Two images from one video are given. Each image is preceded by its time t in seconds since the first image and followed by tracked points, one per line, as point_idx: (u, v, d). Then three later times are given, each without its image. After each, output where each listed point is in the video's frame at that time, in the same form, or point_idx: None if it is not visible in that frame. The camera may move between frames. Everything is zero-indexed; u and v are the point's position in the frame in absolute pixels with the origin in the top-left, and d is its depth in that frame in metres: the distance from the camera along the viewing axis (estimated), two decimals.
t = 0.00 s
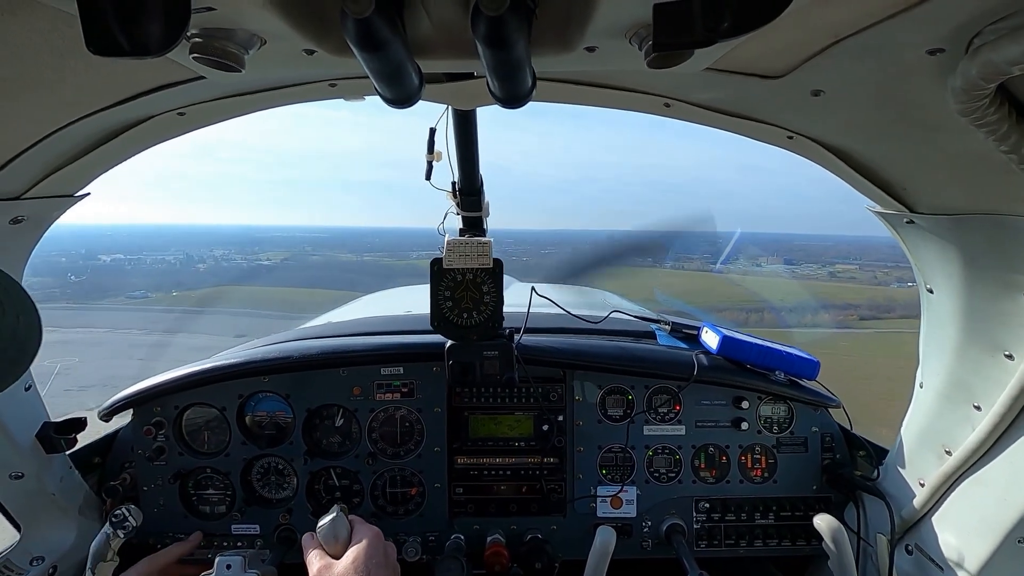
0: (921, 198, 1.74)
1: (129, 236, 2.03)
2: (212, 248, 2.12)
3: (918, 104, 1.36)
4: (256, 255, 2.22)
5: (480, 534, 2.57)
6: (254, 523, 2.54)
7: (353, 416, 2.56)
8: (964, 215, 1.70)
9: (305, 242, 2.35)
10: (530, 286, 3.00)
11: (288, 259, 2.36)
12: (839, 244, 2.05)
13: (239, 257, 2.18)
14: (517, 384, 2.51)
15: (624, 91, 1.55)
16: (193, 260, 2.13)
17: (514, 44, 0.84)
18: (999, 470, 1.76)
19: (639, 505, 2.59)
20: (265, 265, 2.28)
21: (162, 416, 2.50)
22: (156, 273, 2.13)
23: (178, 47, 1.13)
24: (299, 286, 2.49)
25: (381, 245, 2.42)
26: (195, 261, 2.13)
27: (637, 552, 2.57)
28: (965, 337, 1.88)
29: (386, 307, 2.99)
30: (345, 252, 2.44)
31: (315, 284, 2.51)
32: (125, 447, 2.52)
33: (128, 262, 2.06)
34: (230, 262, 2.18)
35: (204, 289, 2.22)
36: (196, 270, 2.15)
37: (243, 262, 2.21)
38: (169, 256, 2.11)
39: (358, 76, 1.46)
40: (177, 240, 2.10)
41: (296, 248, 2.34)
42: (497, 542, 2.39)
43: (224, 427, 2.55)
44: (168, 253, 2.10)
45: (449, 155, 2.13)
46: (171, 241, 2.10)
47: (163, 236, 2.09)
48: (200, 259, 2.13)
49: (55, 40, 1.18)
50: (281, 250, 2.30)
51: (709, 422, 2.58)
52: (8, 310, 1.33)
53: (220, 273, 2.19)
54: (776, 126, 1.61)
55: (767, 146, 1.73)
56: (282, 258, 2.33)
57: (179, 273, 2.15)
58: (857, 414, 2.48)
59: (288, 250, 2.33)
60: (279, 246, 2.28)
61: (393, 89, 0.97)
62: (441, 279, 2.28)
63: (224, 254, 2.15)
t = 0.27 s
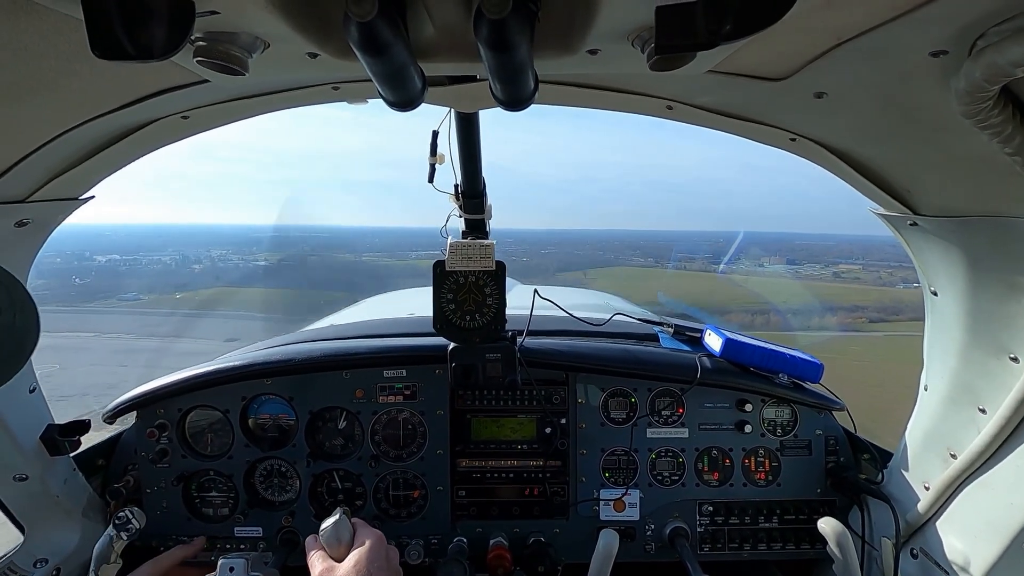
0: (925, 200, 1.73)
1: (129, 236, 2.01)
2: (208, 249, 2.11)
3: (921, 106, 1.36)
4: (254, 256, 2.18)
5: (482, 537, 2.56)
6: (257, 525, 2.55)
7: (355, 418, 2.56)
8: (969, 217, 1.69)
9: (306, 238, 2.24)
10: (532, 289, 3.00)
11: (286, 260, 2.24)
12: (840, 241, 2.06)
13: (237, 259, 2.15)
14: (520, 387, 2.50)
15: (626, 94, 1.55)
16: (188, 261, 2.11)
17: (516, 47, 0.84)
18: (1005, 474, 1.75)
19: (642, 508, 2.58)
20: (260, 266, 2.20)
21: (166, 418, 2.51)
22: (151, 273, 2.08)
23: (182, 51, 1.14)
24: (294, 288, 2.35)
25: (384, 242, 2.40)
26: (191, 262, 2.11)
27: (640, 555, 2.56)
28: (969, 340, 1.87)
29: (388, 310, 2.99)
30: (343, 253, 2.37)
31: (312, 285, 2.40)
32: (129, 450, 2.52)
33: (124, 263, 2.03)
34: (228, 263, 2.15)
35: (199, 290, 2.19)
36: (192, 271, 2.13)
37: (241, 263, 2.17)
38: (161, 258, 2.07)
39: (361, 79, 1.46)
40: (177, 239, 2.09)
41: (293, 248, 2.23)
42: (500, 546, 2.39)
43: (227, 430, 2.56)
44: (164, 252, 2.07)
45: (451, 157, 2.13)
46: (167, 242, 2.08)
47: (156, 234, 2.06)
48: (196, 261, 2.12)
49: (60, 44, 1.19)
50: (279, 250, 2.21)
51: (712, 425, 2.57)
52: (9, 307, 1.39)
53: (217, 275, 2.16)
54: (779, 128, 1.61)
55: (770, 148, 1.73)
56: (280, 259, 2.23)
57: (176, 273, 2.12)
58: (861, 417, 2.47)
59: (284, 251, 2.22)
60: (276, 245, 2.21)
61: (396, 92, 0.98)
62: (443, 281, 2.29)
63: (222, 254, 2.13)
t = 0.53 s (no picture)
0: (926, 203, 1.73)
1: (128, 236, 1.99)
2: (203, 249, 2.11)
3: (922, 108, 1.36)
4: (250, 256, 2.20)
5: (482, 539, 2.56)
6: (256, 526, 2.54)
7: (355, 420, 2.56)
8: (970, 220, 1.69)
9: (296, 241, 2.32)
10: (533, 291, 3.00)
11: (284, 260, 2.33)
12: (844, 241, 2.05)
13: (233, 258, 2.16)
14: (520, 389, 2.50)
15: (628, 96, 1.55)
16: (184, 262, 2.10)
17: (518, 49, 0.84)
18: (1006, 478, 1.74)
19: (642, 511, 2.58)
20: (258, 266, 2.25)
21: (166, 419, 2.51)
22: (142, 274, 2.05)
23: (184, 52, 1.14)
24: (291, 290, 2.44)
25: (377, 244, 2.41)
26: (188, 262, 2.11)
27: (640, 558, 2.56)
28: (970, 343, 1.87)
29: (389, 311, 2.99)
30: (341, 254, 2.43)
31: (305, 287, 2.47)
32: (129, 450, 2.52)
33: (120, 264, 1.98)
34: (225, 263, 2.15)
35: (195, 291, 2.17)
36: (187, 272, 2.12)
37: (239, 264, 2.18)
38: (154, 260, 2.05)
39: (362, 81, 1.47)
40: (173, 238, 2.08)
41: (290, 248, 2.31)
42: (500, 547, 2.39)
43: (227, 431, 2.56)
44: (160, 252, 2.06)
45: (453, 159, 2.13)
46: (164, 241, 2.06)
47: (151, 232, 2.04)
48: (192, 262, 2.11)
49: (63, 44, 1.19)
50: (275, 251, 2.26)
51: (712, 428, 2.57)
52: (11, 295, 1.20)
53: (214, 275, 2.16)
54: (780, 131, 1.61)
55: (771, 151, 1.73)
56: (277, 259, 2.29)
57: (166, 275, 2.09)
58: (862, 421, 2.46)
59: (283, 250, 2.31)
60: (272, 247, 2.25)
61: (398, 93, 0.97)
62: (444, 282, 2.30)
63: (219, 254, 2.13)
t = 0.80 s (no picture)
0: (927, 206, 1.73)
1: (126, 235, 2.00)
2: (200, 249, 2.07)
3: (923, 112, 1.36)
4: (247, 256, 2.15)
5: (481, 539, 2.56)
6: (255, 525, 2.54)
7: (355, 419, 2.56)
8: (971, 224, 1.69)
9: (293, 242, 2.24)
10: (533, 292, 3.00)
11: (281, 260, 2.26)
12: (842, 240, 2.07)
13: (230, 259, 2.12)
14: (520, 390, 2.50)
15: (629, 98, 1.55)
16: (179, 263, 2.07)
17: (520, 50, 0.84)
18: (1005, 482, 1.74)
19: (642, 512, 2.58)
20: (255, 267, 2.18)
21: (165, 417, 2.51)
22: (125, 275, 2.03)
23: (186, 52, 1.14)
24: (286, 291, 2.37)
25: (376, 243, 2.33)
26: (182, 264, 2.07)
27: (639, 559, 2.56)
28: (971, 347, 1.87)
29: (389, 311, 3.00)
30: (340, 254, 2.32)
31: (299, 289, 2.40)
32: (128, 448, 2.52)
33: (114, 264, 2.00)
34: (221, 264, 2.12)
35: (188, 292, 2.14)
36: (182, 273, 2.09)
37: (235, 264, 2.14)
38: (145, 262, 2.03)
39: (364, 81, 1.47)
40: (171, 239, 2.06)
41: (288, 249, 2.24)
42: (498, 548, 2.39)
43: (226, 429, 2.56)
44: (155, 253, 2.04)
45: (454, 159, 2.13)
46: (160, 241, 2.05)
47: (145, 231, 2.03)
48: (187, 262, 2.07)
49: (65, 43, 1.19)
50: (272, 252, 2.20)
51: (712, 430, 2.57)
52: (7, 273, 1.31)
53: (213, 275, 2.13)
54: (781, 134, 1.61)
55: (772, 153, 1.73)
56: (274, 260, 2.23)
57: (158, 275, 2.07)
58: (862, 424, 2.46)
59: (281, 250, 2.23)
60: (270, 247, 2.19)
61: (400, 93, 0.98)
62: (445, 282, 2.29)
63: (215, 255, 2.09)
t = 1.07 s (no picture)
0: (929, 206, 1.73)
1: (123, 235, 2.01)
2: (199, 249, 2.07)
3: (926, 111, 1.35)
4: (244, 257, 2.13)
5: (481, 538, 2.56)
6: (256, 523, 2.55)
7: (356, 418, 2.57)
8: (973, 224, 1.69)
9: (287, 241, 2.20)
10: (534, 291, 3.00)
11: (279, 261, 2.22)
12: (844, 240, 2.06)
13: (227, 260, 2.11)
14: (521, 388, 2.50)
15: (630, 97, 1.55)
16: (174, 265, 2.07)
17: (522, 49, 0.84)
18: (1006, 482, 1.74)
19: (642, 511, 2.58)
20: (252, 267, 2.15)
21: (167, 415, 2.51)
22: (117, 277, 2.04)
23: (188, 50, 1.14)
24: (282, 293, 2.32)
25: (375, 243, 2.33)
26: (176, 265, 2.07)
27: (640, 558, 2.56)
28: (972, 347, 1.87)
29: (390, 309, 3.00)
30: (339, 253, 2.31)
31: (298, 292, 2.33)
32: (130, 446, 2.53)
33: (109, 265, 2.00)
34: (217, 264, 2.11)
35: (180, 294, 2.14)
36: (177, 273, 2.09)
37: (231, 265, 2.13)
38: (135, 262, 2.03)
39: (366, 80, 1.47)
40: (170, 237, 2.05)
41: (285, 248, 2.21)
42: (499, 547, 2.39)
43: (227, 427, 2.56)
44: (152, 253, 2.04)
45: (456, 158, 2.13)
46: (160, 242, 2.06)
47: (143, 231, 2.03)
48: (183, 262, 2.08)
49: (67, 41, 1.19)
50: (268, 252, 2.17)
51: (713, 429, 2.56)
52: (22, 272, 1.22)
53: (212, 275, 2.13)
54: (783, 133, 1.61)
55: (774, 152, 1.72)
56: (272, 261, 2.20)
57: (153, 276, 2.07)
58: (863, 424, 2.46)
59: (279, 250, 2.20)
60: (267, 248, 2.17)
61: (401, 92, 0.97)
62: (446, 281, 2.29)
63: (212, 255, 2.09)
